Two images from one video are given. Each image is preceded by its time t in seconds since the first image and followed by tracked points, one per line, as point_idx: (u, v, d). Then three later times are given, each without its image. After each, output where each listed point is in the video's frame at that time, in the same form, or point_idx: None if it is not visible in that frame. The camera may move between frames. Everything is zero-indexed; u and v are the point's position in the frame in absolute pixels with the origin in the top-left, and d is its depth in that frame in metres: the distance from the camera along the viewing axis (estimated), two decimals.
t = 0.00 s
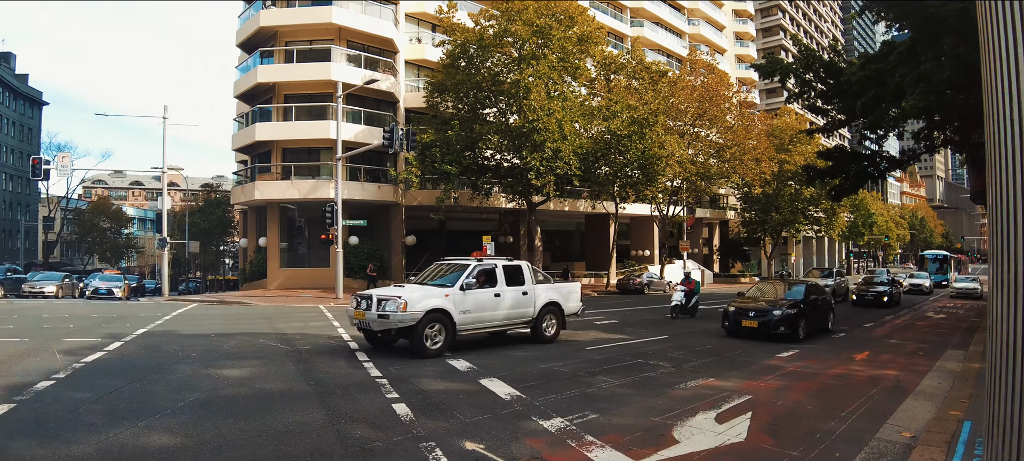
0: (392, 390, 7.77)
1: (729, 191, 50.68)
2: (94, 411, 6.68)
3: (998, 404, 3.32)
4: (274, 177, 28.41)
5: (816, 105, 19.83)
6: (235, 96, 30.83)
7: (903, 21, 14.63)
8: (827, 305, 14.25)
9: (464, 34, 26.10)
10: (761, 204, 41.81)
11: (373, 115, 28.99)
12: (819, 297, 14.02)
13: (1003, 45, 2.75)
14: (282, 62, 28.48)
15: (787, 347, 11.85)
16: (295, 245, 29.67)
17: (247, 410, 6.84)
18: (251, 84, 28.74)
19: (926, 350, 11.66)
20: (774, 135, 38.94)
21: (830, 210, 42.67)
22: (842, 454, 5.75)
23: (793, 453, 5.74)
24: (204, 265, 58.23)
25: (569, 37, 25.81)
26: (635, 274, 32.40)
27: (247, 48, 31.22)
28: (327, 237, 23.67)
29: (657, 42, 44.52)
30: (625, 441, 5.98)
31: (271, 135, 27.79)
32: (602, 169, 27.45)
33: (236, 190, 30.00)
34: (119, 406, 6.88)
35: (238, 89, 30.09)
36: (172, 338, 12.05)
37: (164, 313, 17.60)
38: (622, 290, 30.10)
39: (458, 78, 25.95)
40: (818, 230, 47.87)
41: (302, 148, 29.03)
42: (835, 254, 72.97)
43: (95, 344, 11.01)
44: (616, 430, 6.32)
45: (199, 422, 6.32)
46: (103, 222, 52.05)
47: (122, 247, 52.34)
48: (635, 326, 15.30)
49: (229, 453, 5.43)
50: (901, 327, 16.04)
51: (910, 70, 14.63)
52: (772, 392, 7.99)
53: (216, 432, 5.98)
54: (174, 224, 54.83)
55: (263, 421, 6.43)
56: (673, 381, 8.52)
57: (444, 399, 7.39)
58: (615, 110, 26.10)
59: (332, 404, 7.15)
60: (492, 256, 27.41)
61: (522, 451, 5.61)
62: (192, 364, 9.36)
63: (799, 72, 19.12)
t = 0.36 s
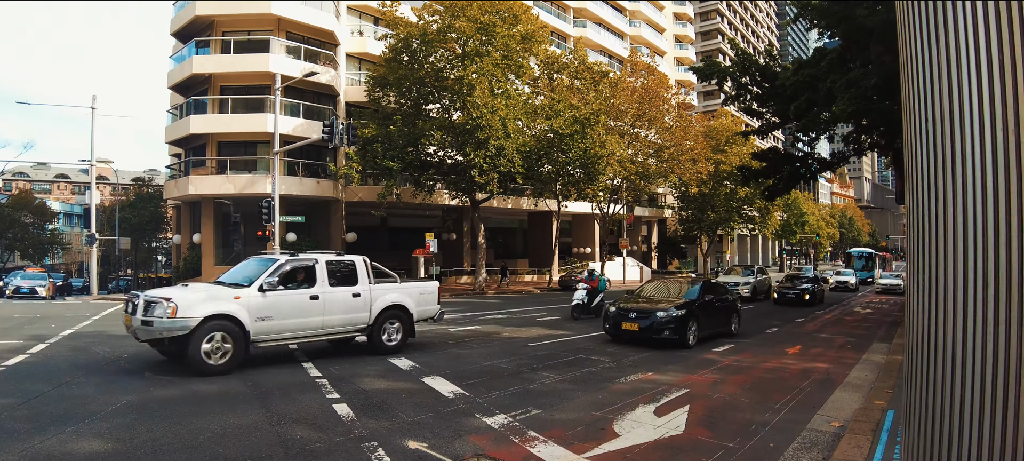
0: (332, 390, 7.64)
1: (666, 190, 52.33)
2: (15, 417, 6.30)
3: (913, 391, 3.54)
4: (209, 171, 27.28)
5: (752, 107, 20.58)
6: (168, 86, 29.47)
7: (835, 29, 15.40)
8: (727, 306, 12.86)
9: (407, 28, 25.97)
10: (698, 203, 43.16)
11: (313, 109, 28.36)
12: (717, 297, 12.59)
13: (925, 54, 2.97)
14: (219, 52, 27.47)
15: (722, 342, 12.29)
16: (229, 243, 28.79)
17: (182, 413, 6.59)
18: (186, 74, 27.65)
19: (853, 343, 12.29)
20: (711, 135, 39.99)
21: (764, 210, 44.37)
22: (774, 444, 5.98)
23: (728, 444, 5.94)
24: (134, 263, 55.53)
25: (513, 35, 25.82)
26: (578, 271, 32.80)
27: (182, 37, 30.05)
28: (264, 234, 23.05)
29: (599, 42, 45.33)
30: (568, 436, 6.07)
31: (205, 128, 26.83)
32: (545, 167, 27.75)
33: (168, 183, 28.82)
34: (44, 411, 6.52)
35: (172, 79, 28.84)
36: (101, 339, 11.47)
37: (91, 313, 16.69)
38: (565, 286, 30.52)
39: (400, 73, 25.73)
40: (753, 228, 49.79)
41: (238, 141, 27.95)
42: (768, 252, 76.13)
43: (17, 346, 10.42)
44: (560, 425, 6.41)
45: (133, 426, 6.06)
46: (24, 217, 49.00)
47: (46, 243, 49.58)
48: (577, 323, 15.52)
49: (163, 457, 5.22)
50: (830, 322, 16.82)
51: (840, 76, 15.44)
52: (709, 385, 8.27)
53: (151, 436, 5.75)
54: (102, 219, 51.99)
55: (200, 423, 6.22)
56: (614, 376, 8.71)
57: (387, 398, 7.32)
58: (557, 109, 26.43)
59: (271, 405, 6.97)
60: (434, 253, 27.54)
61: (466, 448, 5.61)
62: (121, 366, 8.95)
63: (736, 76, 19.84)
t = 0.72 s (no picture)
0: (299, 391, 7.54)
1: (632, 190, 53.02)
2: None
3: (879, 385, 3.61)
4: (171, 167, 26.65)
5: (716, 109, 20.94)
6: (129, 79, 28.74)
7: (799, 34, 15.76)
8: (639, 312, 11.11)
9: (375, 24, 25.73)
10: (663, 203, 43.75)
11: (278, 104, 27.97)
12: (620, 301, 10.70)
13: (890, 50, 2.85)
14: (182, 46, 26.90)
15: (686, 340, 12.50)
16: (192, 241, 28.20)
17: (145, 414, 6.43)
18: (148, 68, 27.02)
19: (813, 341, 12.63)
20: (676, 137, 40.49)
21: (727, 210, 45.25)
22: (739, 440, 6.10)
23: (694, 440, 6.05)
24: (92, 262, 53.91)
25: (482, 33, 25.77)
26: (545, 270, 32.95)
27: (144, 29, 29.34)
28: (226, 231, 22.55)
29: (567, 42, 45.60)
30: (537, 433, 6.09)
31: (168, 123, 26.30)
32: (513, 165, 27.72)
33: (129, 180, 28.17)
34: None
35: (133, 73, 28.14)
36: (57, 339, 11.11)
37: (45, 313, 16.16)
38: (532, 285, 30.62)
39: (367, 69, 25.70)
40: (717, 228, 50.71)
41: (202, 137, 27.38)
42: (733, 251, 77.65)
43: None
44: (529, 423, 6.44)
45: (95, 429, 5.89)
46: None
47: None
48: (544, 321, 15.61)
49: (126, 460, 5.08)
50: (792, 320, 17.22)
51: (803, 79, 15.81)
52: (675, 382, 8.40)
53: (114, 438, 5.62)
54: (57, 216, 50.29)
55: (164, 425, 6.09)
56: (581, 374, 8.80)
57: (354, 398, 7.26)
58: (526, 109, 26.53)
59: (237, 406, 6.86)
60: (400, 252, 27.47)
61: (435, 448, 5.59)
62: (79, 367, 8.68)
63: (702, 78, 20.11)
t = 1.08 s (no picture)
0: (282, 390, 7.49)
1: (615, 190, 53.28)
2: None
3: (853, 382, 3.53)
4: (152, 164, 26.33)
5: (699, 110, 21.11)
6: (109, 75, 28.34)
7: (782, 35, 15.89)
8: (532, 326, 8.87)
9: (359, 22, 25.58)
10: (646, 203, 44.00)
11: (261, 101, 27.72)
12: (502, 311, 8.45)
13: (870, 38, 2.70)
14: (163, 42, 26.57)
15: (669, 339, 12.59)
16: (174, 238, 27.88)
17: (125, 414, 6.34)
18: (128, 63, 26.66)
19: (794, 340, 12.75)
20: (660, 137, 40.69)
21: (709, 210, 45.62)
22: (722, 438, 6.16)
23: (677, 438, 6.09)
24: (70, 260, 52.99)
25: (466, 32, 25.74)
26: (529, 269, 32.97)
27: (126, 25, 29.18)
28: (208, 229, 22.30)
29: (552, 42, 45.68)
30: (521, 432, 6.10)
31: (149, 120, 25.97)
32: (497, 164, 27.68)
33: (110, 177, 27.76)
34: None
35: (114, 68, 27.74)
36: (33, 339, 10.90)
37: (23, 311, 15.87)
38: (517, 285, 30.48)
39: (351, 66, 25.78)
40: (700, 229, 51.12)
41: (183, 134, 27.06)
42: (715, 251, 78.28)
43: None
44: (514, 422, 6.45)
45: (75, 429, 5.80)
46: None
47: None
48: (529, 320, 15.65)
49: None
50: (774, 319, 17.38)
51: (785, 81, 15.96)
52: (659, 381, 8.46)
53: (95, 439, 5.54)
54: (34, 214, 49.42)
55: (146, 425, 6.01)
56: (565, 373, 8.83)
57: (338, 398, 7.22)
58: (511, 108, 26.51)
59: (220, 405, 6.79)
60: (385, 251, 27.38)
61: (419, 447, 5.57)
62: (59, 366, 8.54)
63: (685, 79, 20.20)
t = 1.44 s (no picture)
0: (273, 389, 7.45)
1: (607, 191, 53.40)
2: None
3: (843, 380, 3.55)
4: (143, 161, 26.15)
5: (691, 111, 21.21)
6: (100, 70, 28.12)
7: (775, 38, 15.99)
8: (348, 350, 6.35)
9: (352, 20, 25.53)
10: (638, 203, 44.15)
11: (253, 99, 27.59)
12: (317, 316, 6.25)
13: (863, 37, 2.70)
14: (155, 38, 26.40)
15: (660, 339, 12.64)
16: (164, 235, 27.71)
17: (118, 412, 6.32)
18: (120, 59, 26.47)
19: (784, 341, 12.82)
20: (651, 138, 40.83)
21: (700, 211, 45.85)
22: (712, 438, 6.19)
23: (668, 438, 6.11)
24: (59, 256, 52.54)
25: (460, 31, 25.72)
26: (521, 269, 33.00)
27: (117, 21, 29.05)
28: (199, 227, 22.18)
29: (545, 42, 45.74)
30: (513, 431, 6.11)
31: (141, 116, 25.81)
32: (490, 164, 27.71)
33: (100, 173, 27.56)
34: None
35: (105, 64, 27.53)
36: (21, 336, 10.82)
37: (11, 308, 15.72)
38: (508, 284, 30.48)
39: (344, 64, 25.61)
40: (691, 229, 51.37)
41: (174, 131, 26.86)
42: (707, 252, 78.72)
43: None
44: (506, 422, 6.45)
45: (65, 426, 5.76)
46: None
47: None
48: (520, 320, 15.66)
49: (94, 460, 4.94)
50: (764, 320, 17.48)
51: (777, 83, 16.08)
52: (650, 380, 8.50)
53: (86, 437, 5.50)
54: (21, 209, 48.94)
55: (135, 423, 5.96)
56: (556, 372, 8.86)
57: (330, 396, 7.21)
58: (504, 108, 26.51)
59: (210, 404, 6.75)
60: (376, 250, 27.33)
61: (411, 446, 5.57)
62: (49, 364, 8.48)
63: (677, 80, 20.27)
